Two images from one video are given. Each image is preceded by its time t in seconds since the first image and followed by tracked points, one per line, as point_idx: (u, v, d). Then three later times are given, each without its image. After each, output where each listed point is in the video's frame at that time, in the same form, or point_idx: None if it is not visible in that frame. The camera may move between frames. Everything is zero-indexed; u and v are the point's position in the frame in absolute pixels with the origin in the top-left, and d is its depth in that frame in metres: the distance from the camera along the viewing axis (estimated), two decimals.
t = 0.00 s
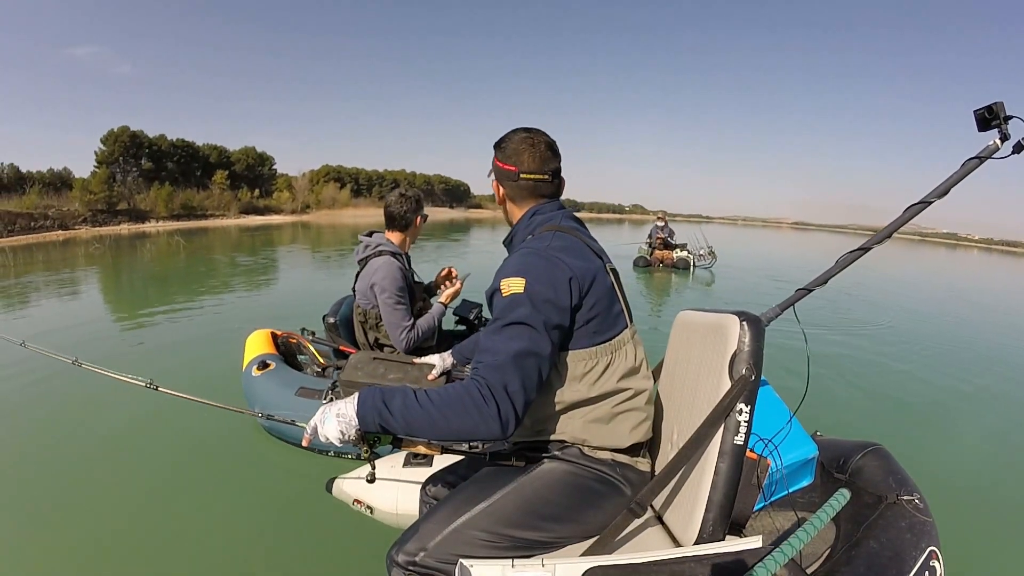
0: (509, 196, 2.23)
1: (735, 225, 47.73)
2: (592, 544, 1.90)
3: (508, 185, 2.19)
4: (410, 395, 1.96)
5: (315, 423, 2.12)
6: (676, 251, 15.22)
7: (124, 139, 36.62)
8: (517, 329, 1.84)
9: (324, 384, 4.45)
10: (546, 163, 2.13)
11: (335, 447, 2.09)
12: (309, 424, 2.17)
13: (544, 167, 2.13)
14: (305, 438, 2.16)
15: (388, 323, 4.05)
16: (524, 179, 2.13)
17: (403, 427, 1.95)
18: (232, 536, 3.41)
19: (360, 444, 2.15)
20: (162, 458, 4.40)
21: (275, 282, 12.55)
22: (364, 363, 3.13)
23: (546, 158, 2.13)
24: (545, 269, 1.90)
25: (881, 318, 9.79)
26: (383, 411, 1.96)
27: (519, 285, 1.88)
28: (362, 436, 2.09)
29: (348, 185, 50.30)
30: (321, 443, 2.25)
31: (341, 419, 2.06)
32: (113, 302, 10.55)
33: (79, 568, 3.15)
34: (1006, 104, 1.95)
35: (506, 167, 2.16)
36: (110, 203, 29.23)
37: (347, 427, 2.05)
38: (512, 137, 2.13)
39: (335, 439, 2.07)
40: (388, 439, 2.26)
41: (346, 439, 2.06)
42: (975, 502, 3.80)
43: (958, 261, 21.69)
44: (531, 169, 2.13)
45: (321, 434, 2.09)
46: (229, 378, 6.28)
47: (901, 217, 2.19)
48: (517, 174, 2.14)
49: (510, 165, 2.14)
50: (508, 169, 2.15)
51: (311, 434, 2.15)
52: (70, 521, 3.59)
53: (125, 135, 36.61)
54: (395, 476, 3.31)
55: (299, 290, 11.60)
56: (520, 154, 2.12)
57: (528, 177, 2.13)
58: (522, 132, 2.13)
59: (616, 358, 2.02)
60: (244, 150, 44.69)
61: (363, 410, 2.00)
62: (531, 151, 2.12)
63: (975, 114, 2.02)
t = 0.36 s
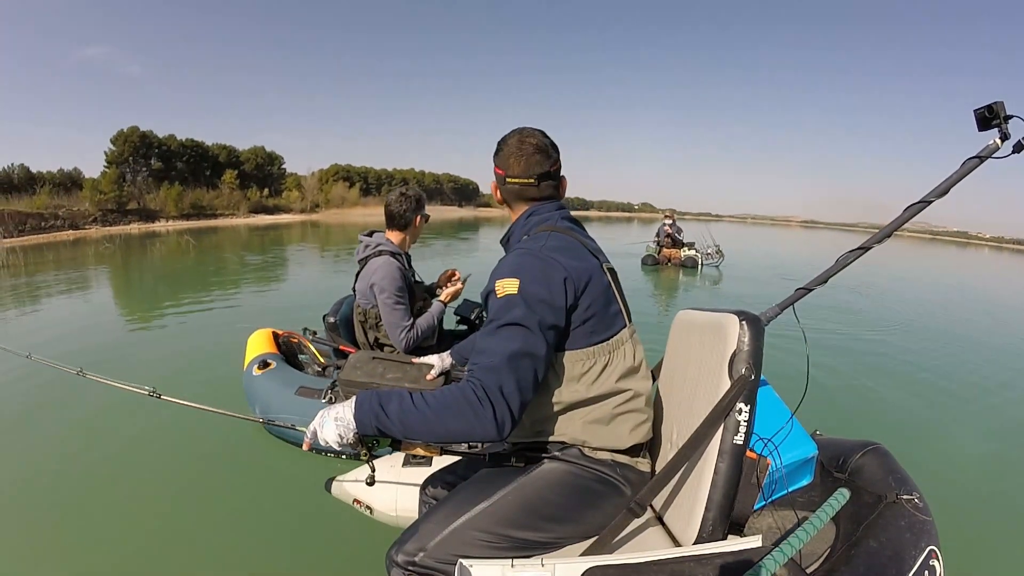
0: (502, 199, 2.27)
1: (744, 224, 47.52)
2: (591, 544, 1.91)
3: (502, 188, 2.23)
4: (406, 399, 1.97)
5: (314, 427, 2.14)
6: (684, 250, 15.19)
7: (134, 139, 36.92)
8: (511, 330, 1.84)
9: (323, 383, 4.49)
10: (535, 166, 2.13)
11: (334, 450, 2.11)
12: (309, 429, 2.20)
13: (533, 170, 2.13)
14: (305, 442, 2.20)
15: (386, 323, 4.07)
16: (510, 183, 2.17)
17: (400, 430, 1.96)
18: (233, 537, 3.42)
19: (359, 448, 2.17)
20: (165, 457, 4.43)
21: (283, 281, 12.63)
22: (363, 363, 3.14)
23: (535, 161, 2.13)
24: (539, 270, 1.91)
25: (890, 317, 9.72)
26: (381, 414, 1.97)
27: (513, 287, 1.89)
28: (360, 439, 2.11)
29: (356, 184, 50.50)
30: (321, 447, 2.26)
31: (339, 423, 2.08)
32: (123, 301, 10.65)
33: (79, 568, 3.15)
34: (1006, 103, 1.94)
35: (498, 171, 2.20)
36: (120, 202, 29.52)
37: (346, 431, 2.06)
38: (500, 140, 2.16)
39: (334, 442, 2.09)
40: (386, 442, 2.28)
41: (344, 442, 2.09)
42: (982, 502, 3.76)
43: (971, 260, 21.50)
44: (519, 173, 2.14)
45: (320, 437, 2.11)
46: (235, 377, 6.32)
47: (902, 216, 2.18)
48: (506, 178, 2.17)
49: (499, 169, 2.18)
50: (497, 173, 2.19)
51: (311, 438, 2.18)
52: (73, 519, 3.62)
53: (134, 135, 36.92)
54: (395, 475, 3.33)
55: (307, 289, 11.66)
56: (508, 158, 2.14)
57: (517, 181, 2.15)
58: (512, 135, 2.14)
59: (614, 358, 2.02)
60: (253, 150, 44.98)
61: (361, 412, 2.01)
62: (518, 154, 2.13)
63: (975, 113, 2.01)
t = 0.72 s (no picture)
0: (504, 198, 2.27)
1: (753, 227, 47.39)
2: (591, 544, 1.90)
3: (504, 187, 2.23)
4: (410, 401, 1.98)
5: (315, 429, 2.14)
6: (692, 253, 15.18)
7: (144, 142, 37.24)
8: (517, 333, 1.85)
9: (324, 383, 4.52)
10: (538, 167, 2.14)
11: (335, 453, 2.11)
12: (309, 431, 2.20)
13: (537, 171, 2.14)
14: (305, 444, 2.20)
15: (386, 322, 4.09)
16: (514, 183, 2.17)
17: (404, 433, 1.97)
18: (235, 539, 3.44)
19: (360, 452, 2.17)
20: (169, 458, 4.45)
21: (291, 283, 12.68)
22: (363, 363, 3.16)
23: (537, 161, 2.14)
24: (546, 272, 1.91)
25: (900, 319, 9.67)
26: (384, 416, 1.98)
27: (519, 289, 1.89)
28: (361, 442, 2.11)
29: (364, 187, 50.79)
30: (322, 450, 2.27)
31: (341, 426, 2.08)
32: (132, 302, 10.75)
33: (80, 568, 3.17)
34: (1006, 105, 1.95)
35: (499, 170, 2.20)
36: (129, 205, 29.79)
37: (347, 434, 2.08)
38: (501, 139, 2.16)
39: (335, 445, 2.09)
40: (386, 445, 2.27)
41: (346, 446, 2.09)
42: (990, 505, 3.74)
43: (983, 264, 21.36)
44: (523, 173, 2.15)
45: (321, 439, 2.11)
46: (241, 378, 6.35)
47: (901, 218, 2.18)
48: (509, 178, 2.18)
49: (503, 169, 2.18)
50: (499, 173, 2.19)
51: (311, 441, 2.18)
52: (75, 520, 3.64)
53: (144, 138, 37.25)
54: (394, 476, 3.35)
55: (314, 292, 11.72)
56: (512, 157, 2.14)
57: (521, 181, 2.16)
58: (514, 134, 2.15)
59: (620, 359, 2.03)
60: (263, 153, 45.32)
61: (363, 414, 2.02)
62: (522, 154, 2.13)
63: (974, 114, 2.02)
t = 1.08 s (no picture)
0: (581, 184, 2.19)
1: (767, 226, 47.07)
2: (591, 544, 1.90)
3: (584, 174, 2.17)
4: (432, 405, 1.92)
5: (326, 415, 2.04)
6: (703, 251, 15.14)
7: (157, 142, 37.61)
8: (560, 355, 1.82)
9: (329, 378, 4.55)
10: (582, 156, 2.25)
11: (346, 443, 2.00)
12: (318, 413, 2.09)
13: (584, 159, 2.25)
14: (312, 426, 2.08)
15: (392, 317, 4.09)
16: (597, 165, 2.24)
17: (420, 435, 1.91)
18: (243, 536, 3.48)
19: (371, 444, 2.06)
20: (179, 455, 4.51)
21: (303, 281, 12.79)
22: (365, 360, 3.12)
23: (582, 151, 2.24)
24: (597, 295, 1.88)
25: (914, 318, 9.58)
26: (402, 415, 1.91)
27: (570, 309, 1.85)
28: (373, 435, 2.01)
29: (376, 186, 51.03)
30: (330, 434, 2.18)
31: (353, 417, 1.98)
32: (146, 300, 10.88)
33: (80, 565, 3.21)
34: (1008, 108, 2.02)
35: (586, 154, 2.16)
36: (143, 203, 30.15)
37: (359, 427, 1.97)
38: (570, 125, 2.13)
39: (347, 435, 1.98)
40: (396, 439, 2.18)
41: (358, 438, 1.98)
42: (1001, 505, 3.70)
43: (1002, 264, 21.07)
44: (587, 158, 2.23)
45: (332, 427, 2.00)
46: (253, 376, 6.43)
47: (905, 219, 2.20)
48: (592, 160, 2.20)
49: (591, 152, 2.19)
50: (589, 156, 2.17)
51: (320, 424, 2.07)
52: (87, 516, 3.70)
53: (158, 137, 37.64)
54: (396, 475, 3.33)
55: (326, 289, 11.81)
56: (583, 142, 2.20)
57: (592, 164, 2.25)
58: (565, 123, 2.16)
59: (649, 374, 2.09)
60: (276, 152, 45.70)
61: (378, 412, 1.94)
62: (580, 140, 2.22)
63: (976, 118, 2.09)
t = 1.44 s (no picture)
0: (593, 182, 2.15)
1: (790, 238, 46.49)
2: (591, 547, 1.89)
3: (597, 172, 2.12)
4: (437, 411, 1.89)
5: (332, 416, 2.04)
6: (723, 263, 15.04)
7: (184, 155, 38.58)
8: (570, 366, 1.75)
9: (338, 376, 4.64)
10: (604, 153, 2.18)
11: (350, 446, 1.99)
12: (325, 415, 2.09)
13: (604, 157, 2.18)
14: (319, 428, 2.08)
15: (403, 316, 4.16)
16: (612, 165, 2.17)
17: (423, 441, 1.88)
18: (251, 537, 3.52)
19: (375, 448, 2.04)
20: (194, 460, 4.59)
21: (324, 293, 12.99)
22: (371, 361, 3.18)
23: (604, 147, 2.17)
24: (614, 306, 1.80)
25: (941, 330, 9.37)
26: (406, 422, 1.89)
27: (586, 319, 1.78)
28: (377, 440, 1.99)
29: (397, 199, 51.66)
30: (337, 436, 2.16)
31: (357, 421, 1.95)
32: (172, 309, 11.18)
33: (77, 566, 3.25)
34: (1018, 113, 1.99)
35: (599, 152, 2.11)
36: (170, 216, 30.89)
37: (362, 431, 1.95)
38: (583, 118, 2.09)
39: (351, 438, 1.97)
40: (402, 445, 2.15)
41: (361, 442, 1.97)
42: None
43: None
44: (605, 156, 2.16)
45: (337, 429, 1.99)
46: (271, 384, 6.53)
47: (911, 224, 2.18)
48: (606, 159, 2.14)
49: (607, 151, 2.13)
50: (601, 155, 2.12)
51: (326, 426, 2.07)
52: (102, 517, 3.78)
53: (185, 152, 38.63)
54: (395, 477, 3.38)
55: (346, 301, 11.98)
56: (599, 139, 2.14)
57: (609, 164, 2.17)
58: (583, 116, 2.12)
59: (661, 387, 2.05)
60: (300, 167, 46.61)
61: (382, 416, 1.91)
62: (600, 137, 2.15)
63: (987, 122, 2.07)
